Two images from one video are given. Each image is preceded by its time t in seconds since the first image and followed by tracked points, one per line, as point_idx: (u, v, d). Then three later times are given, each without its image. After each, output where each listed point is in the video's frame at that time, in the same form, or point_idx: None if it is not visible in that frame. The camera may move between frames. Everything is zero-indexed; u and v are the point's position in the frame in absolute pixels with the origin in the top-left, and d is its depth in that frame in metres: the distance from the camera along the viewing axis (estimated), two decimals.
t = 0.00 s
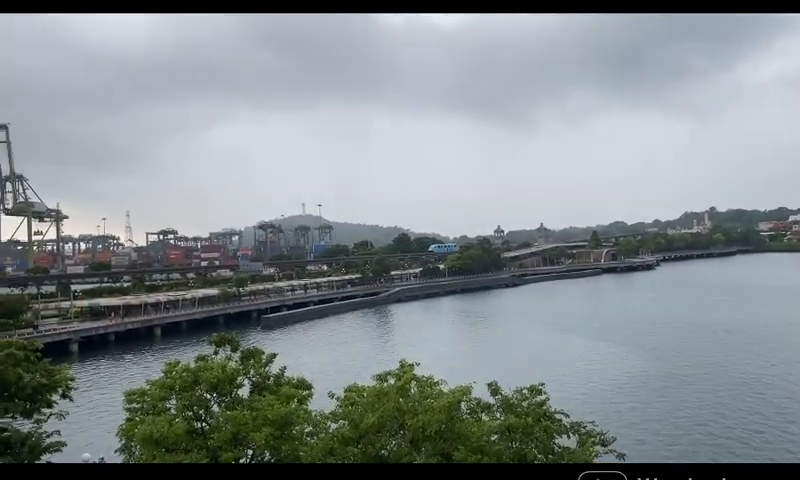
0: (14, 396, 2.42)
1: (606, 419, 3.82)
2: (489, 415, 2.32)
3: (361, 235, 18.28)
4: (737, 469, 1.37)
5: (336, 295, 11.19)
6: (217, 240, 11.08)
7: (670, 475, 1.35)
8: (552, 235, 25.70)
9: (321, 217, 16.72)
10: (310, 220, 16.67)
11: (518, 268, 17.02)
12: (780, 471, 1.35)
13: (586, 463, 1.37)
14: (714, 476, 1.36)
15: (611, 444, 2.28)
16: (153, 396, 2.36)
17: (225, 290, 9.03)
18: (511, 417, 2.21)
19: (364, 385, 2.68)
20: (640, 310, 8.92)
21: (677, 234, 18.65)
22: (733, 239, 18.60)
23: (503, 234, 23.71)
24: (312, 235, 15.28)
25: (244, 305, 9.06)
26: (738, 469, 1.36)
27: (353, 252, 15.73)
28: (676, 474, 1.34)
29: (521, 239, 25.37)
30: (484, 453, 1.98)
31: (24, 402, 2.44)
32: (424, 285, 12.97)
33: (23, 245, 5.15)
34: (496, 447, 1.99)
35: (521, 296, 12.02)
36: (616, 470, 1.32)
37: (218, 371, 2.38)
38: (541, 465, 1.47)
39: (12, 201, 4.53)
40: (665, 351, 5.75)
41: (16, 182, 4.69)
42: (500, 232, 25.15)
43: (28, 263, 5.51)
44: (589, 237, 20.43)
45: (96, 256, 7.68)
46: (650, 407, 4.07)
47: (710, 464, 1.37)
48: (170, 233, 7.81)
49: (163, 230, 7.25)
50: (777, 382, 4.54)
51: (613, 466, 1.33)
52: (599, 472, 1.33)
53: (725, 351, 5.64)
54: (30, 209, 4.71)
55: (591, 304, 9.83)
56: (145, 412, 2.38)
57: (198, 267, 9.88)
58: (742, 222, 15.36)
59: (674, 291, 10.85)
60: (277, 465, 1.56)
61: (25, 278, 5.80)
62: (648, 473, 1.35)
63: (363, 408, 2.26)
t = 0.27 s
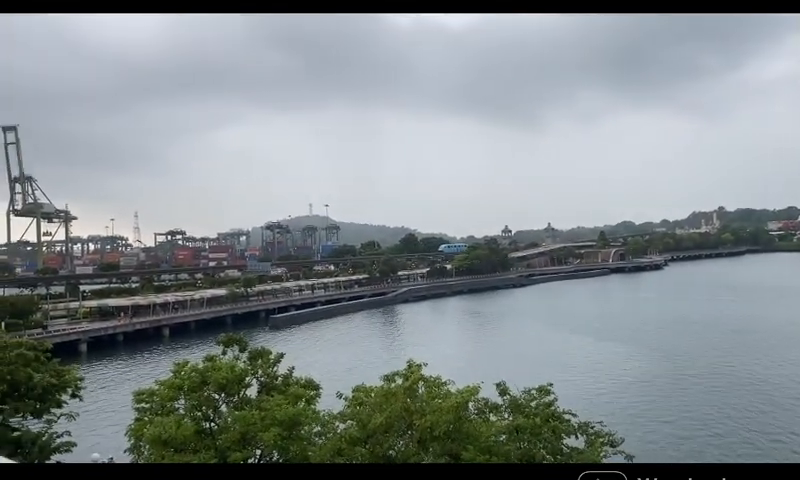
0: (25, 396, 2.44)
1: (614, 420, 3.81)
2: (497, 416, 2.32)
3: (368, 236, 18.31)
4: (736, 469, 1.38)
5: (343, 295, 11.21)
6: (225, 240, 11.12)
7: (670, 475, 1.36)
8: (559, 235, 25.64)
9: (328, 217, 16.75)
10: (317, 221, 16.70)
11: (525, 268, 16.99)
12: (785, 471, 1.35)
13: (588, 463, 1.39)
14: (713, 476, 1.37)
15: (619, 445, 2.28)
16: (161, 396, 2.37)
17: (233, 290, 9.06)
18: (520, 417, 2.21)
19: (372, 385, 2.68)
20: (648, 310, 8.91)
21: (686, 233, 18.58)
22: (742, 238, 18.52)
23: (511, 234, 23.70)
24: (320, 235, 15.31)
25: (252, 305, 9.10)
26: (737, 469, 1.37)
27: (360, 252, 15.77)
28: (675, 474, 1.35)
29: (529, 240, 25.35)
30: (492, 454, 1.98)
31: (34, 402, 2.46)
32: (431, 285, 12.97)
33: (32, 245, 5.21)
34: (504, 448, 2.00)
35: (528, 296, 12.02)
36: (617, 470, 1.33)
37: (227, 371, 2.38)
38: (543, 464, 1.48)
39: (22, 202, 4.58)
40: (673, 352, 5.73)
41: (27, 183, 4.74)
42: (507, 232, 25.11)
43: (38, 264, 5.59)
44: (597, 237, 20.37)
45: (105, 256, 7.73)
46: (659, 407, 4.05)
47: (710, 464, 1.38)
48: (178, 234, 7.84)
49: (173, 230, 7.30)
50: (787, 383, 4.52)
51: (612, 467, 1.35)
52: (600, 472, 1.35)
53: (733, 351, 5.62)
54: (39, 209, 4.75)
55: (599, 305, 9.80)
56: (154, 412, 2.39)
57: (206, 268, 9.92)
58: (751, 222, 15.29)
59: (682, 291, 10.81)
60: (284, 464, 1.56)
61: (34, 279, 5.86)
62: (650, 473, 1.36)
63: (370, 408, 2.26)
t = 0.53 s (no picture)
0: (33, 396, 2.45)
1: (623, 420, 3.78)
2: (504, 416, 2.32)
3: (375, 235, 18.30)
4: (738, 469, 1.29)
5: (350, 295, 11.22)
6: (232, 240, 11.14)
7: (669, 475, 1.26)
8: (567, 235, 25.58)
9: (335, 218, 16.76)
10: (324, 221, 16.70)
11: (532, 268, 16.95)
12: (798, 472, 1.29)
13: (585, 462, 1.25)
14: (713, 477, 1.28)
15: (627, 444, 2.27)
16: (169, 396, 2.38)
17: (241, 290, 9.08)
18: (527, 417, 2.21)
19: (379, 385, 2.67)
20: (656, 309, 8.88)
21: (694, 232, 18.48)
22: (750, 237, 18.42)
23: (517, 233, 23.65)
24: (327, 235, 15.32)
25: (259, 305, 9.11)
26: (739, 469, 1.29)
27: (367, 252, 15.78)
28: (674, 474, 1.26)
29: (536, 239, 25.30)
30: (501, 455, 1.97)
31: (43, 402, 2.46)
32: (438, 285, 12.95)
33: (40, 246, 5.26)
34: (513, 448, 1.99)
35: (535, 296, 11.99)
36: (616, 470, 1.21)
37: (234, 371, 2.38)
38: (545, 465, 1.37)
39: (30, 203, 4.60)
40: (682, 352, 5.69)
41: (35, 184, 4.76)
42: (514, 232, 25.06)
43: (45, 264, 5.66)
44: (604, 237, 20.31)
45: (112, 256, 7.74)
46: (668, 408, 4.03)
47: (711, 463, 1.30)
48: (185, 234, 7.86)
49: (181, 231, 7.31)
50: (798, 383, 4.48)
51: (612, 466, 1.22)
52: (599, 472, 1.22)
53: (743, 350, 5.60)
54: (47, 210, 4.77)
55: (607, 305, 9.76)
56: (162, 412, 2.39)
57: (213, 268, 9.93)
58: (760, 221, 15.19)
59: (691, 291, 10.76)
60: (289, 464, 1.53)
61: (43, 280, 5.91)
62: (647, 472, 1.25)
63: (378, 408, 2.26)
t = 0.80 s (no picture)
0: (42, 396, 2.45)
1: (633, 420, 3.76)
2: (512, 416, 2.31)
3: (381, 235, 18.30)
4: (737, 469, 1.29)
5: (357, 295, 11.21)
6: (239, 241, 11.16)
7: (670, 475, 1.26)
8: (574, 234, 25.49)
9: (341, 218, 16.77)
10: (330, 221, 16.71)
11: (539, 267, 16.91)
12: None
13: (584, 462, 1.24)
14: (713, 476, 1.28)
15: (636, 445, 2.26)
16: (177, 396, 2.38)
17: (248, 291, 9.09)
18: (535, 417, 2.20)
19: (387, 385, 2.67)
20: (664, 309, 8.83)
21: (703, 231, 18.38)
22: (759, 236, 18.31)
23: (524, 233, 23.60)
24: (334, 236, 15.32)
25: (266, 305, 9.12)
26: (739, 469, 1.28)
27: (374, 252, 15.77)
28: (674, 473, 1.26)
29: (543, 239, 25.23)
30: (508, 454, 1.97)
31: (52, 402, 2.47)
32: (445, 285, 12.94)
33: (48, 247, 5.31)
34: (521, 448, 1.98)
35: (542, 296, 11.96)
36: (617, 470, 1.20)
37: (242, 371, 2.38)
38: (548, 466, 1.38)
39: (38, 205, 4.63)
40: (692, 351, 5.66)
41: (44, 185, 4.78)
42: (521, 232, 25.00)
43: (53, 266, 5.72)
44: (612, 236, 20.24)
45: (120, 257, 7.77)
46: (678, 407, 4.00)
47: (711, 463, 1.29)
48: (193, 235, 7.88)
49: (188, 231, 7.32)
50: None
51: (614, 466, 1.22)
52: (600, 472, 1.21)
53: (752, 350, 5.56)
54: (56, 211, 4.80)
55: (615, 304, 9.72)
56: (170, 412, 2.40)
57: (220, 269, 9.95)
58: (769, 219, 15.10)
59: (699, 290, 10.70)
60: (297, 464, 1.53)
61: (51, 281, 5.95)
62: (647, 472, 1.25)
63: (385, 408, 2.26)
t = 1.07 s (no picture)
0: (48, 397, 2.46)
1: (639, 421, 3.74)
2: (517, 415, 2.30)
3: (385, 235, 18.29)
4: (738, 469, 1.28)
5: (361, 296, 11.21)
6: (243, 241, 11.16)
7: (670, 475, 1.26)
8: (578, 233, 25.44)
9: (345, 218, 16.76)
10: (334, 221, 16.70)
11: (543, 267, 16.89)
12: None
13: (584, 462, 1.23)
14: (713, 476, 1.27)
15: (641, 444, 2.25)
16: (183, 397, 2.38)
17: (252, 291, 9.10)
18: (540, 417, 2.20)
19: (391, 386, 2.67)
20: (669, 307, 8.80)
21: (707, 230, 18.33)
22: (764, 235, 18.25)
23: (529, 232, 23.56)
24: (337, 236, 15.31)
25: (271, 306, 9.12)
26: (739, 469, 1.28)
27: (378, 252, 15.76)
28: (675, 474, 1.26)
29: (547, 238, 25.21)
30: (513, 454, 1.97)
31: (57, 404, 2.48)
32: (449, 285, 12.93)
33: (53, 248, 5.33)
34: (526, 448, 1.98)
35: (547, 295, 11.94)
36: (618, 470, 1.19)
37: (248, 371, 2.39)
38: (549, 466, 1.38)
39: (43, 206, 4.62)
40: (697, 351, 5.63)
41: (48, 187, 4.78)
42: (525, 231, 24.94)
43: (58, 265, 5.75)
44: (616, 235, 20.19)
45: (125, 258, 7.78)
46: (684, 407, 3.98)
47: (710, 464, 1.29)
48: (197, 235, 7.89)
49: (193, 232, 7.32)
50: None
51: (614, 466, 1.21)
52: (599, 472, 1.20)
53: (757, 349, 5.54)
54: (60, 212, 4.80)
55: (620, 303, 9.69)
56: (175, 413, 2.40)
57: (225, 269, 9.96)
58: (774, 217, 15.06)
59: (704, 289, 10.67)
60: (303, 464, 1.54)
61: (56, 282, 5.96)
62: (647, 472, 1.24)
63: (390, 408, 2.26)
